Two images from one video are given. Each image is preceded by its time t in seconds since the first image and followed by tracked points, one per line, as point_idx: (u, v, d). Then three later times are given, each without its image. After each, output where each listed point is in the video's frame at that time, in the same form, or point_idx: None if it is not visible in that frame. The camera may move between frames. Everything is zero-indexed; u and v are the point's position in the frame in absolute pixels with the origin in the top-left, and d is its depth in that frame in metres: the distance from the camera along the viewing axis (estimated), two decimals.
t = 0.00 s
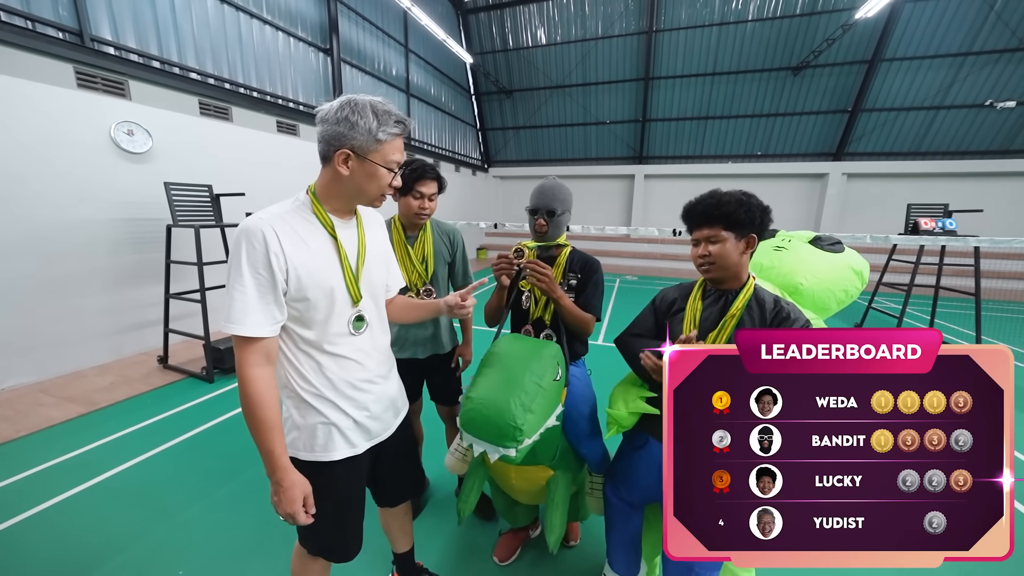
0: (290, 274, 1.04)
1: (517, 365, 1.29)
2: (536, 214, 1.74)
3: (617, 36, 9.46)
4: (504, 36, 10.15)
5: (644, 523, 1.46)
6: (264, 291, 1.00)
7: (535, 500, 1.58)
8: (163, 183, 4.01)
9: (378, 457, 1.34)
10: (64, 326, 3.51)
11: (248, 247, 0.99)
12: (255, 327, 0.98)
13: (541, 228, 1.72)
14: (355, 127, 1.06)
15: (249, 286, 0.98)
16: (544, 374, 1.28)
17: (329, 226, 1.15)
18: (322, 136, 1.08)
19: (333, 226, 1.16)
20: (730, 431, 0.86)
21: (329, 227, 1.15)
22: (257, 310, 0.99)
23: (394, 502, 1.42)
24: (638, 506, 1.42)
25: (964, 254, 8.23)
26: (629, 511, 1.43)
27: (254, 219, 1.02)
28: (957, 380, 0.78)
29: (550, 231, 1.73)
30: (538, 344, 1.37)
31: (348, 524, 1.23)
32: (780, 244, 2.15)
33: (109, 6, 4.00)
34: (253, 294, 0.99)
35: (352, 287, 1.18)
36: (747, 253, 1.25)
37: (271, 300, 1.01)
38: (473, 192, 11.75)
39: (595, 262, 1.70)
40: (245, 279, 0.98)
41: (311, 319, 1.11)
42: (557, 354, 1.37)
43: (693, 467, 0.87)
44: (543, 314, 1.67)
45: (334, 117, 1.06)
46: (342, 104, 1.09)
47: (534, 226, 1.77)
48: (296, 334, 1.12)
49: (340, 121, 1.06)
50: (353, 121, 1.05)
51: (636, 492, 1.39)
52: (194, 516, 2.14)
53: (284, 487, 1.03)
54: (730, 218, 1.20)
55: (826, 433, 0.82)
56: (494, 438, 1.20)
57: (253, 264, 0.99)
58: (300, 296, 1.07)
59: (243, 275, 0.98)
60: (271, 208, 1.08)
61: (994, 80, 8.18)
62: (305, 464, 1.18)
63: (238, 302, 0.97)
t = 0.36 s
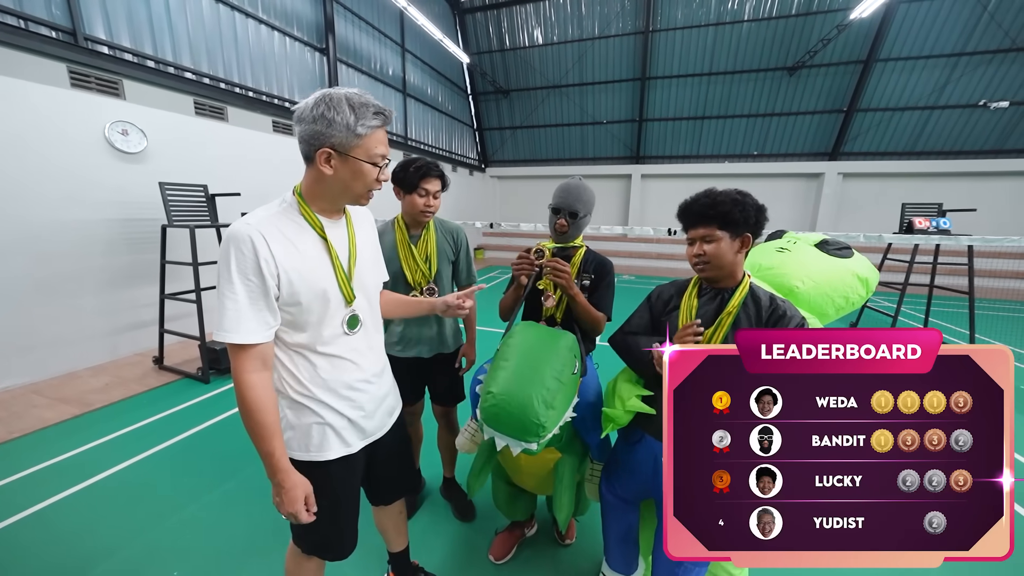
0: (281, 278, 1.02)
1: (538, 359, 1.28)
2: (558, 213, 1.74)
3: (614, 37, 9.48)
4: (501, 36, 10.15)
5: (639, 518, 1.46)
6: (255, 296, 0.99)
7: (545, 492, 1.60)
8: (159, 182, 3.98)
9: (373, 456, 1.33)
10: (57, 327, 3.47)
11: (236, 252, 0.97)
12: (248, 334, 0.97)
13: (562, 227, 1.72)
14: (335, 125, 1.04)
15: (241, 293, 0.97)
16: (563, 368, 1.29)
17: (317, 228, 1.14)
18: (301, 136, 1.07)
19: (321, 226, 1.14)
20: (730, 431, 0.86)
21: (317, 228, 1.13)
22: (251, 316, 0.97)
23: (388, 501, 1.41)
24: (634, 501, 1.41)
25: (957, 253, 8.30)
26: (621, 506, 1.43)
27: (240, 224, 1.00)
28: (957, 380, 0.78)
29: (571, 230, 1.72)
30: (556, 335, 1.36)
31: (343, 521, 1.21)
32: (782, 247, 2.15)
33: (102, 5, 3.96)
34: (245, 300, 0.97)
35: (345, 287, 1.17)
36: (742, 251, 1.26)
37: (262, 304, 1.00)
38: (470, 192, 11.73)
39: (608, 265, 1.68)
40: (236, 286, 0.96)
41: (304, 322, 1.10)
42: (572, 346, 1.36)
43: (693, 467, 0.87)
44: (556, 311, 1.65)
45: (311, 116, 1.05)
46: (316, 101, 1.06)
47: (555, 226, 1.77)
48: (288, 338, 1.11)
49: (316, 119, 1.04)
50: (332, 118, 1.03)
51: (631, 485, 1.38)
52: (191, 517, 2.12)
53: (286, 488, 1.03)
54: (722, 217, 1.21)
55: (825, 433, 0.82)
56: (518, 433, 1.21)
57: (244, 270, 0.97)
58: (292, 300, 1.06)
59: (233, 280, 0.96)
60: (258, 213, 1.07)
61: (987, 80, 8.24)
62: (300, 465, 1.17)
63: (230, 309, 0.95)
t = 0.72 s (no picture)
0: (260, 269, 1.02)
1: (532, 355, 1.28)
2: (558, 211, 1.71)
3: (611, 37, 9.49)
4: (499, 36, 10.14)
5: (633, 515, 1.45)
6: (234, 284, 1.00)
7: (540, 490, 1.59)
8: (155, 182, 3.96)
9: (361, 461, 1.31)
10: (52, 327, 3.44)
11: (221, 240, 0.99)
12: (225, 320, 0.98)
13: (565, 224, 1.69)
14: (299, 111, 1.03)
15: (219, 279, 0.98)
16: (557, 366, 1.29)
17: (307, 220, 1.11)
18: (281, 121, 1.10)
19: (311, 220, 1.11)
20: (730, 431, 0.86)
21: (306, 219, 1.11)
22: (226, 303, 0.98)
23: (380, 507, 1.39)
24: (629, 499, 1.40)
25: (953, 253, 8.35)
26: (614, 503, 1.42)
27: (233, 214, 1.03)
28: (957, 380, 0.78)
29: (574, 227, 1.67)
30: (551, 332, 1.36)
31: (324, 529, 1.21)
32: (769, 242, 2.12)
33: (98, 3, 3.93)
34: (223, 288, 0.98)
35: (328, 285, 1.12)
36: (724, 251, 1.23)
37: (241, 294, 1.01)
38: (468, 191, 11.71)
39: (607, 258, 1.69)
40: (215, 272, 0.98)
41: (287, 316, 1.08)
42: (568, 345, 1.36)
43: (693, 466, 0.87)
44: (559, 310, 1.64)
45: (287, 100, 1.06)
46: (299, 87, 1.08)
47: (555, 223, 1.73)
48: (277, 331, 1.11)
49: (289, 103, 1.04)
50: (295, 103, 1.02)
51: (628, 483, 1.37)
52: (188, 517, 2.11)
53: (240, 484, 1.00)
54: (690, 218, 1.22)
55: (825, 433, 0.82)
56: (509, 430, 1.22)
57: (224, 257, 0.99)
58: (273, 292, 1.04)
59: (214, 266, 0.98)
60: (255, 203, 1.08)
61: (982, 81, 8.29)
62: (282, 462, 1.17)
63: (208, 295, 0.97)
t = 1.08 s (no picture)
0: (258, 271, 1.02)
1: (534, 370, 1.28)
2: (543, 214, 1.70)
3: (611, 37, 9.49)
4: (499, 36, 10.14)
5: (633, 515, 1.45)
6: (232, 285, 1.01)
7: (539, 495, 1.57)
8: (156, 183, 3.96)
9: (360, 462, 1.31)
10: (53, 327, 3.45)
11: (222, 242, 1.01)
12: (224, 321, 1.01)
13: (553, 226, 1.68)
14: (296, 114, 1.03)
15: (219, 280, 1.00)
16: (558, 378, 1.29)
17: (306, 223, 1.11)
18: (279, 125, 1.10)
19: (311, 223, 1.11)
20: (730, 431, 0.86)
21: (305, 222, 1.11)
22: (226, 305, 1.01)
23: (379, 510, 1.39)
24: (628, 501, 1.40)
25: (954, 254, 8.34)
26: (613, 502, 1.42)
27: (234, 218, 1.04)
28: (957, 380, 0.78)
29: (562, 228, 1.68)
30: (549, 344, 1.36)
31: (321, 530, 1.20)
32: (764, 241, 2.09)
33: (100, 4, 3.94)
34: (222, 289, 1.00)
35: (326, 288, 1.11)
36: (716, 252, 1.23)
37: (240, 296, 1.02)
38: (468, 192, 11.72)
39: (597, 256, 1.70)
40: (216, 273, 1.00)
41: (286, 318, 1.08)
42: (567, 354, 1.37)
43: (692, 466, 0.87)
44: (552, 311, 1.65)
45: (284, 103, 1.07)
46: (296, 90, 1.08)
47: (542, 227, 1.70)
48: (277, 331, 1.11)
49: (285, 105, 1.04)
50: (292, 106, 1.02)
51: (627, 485, 1.36)
52: (188, 517, 2.11)
53: (239, 475, 1.03)
54: (685, 216, 1.23)
55: (825, 433, 0.82)
56: (513, 447, 1.22)
57: (224, 258, 1.01)
58: (272, 294, 1.05)
59: (215, 268, 1.00)
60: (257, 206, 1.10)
61: (983, 81, 8.29)
62: (281, 461, 1.18)
63: (208, 296, 1.00)
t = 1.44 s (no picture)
0: (258, 273, 1.02)
1: (515, 397, 1.26)
2: (519, 223, 1.64)
3: (611, 37, 9.48)
4: (499, 36, 10.14)
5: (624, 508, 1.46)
6: (231, 289, 1.01)
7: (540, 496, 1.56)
8: (156, 183, 3.96)
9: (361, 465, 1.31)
10: (55, 327, 3.46)
11: (219, 246, 1.00)
12: (224, 326, 1.00)
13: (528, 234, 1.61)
14: (287, 112, 1.04)
15: (218, 283, 1.00)
16: (541, 400, 1.28)
17: (305, 223, 1.11)
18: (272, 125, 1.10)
19: (308, 222, 1.11)
20: (730, 431, 0.86)
21: (302, 221, 1.11)
22: (225, 308, 1.00)
23: (382, 511, 1.40)
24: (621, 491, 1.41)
25: (955, 254, 8.32)
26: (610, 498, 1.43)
27: (230, 220, 1.03)
28: (957, 380, 0.78)
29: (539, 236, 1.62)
30: (530, 362, 1.35)
31: (322, 534, 1.21)
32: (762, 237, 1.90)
33: (101, 4, 3.94)
34: (221, 292, 1.00)
35: (327, 286, 1.11)
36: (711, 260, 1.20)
37: (239, 299, 1.02)
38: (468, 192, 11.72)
39: (578, 252, 1.69)
40: (213, 276, 0.99)
41: (286, 319, 1.08)
42: (552, 368, 1.37)
43: (692, 466, 0.87)
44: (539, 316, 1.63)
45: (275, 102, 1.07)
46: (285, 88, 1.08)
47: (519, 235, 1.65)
48: (276, 334, 1.12)
49: (275, 104, 1.05)
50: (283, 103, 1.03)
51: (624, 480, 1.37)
52: (189, 517, 2.12)
53: (239, 485, 1.02)
54: (682, 218, 1.21)
55: (826, 433, 0.82)
56: (501, 478, 1.22)
57: (222, 261, 1.00)
58: (272, 296, 1.05)
59: (213, 271, 0.99)
60: (253, 208, 1.09)
61: (985, 81, 8.26)
62: (283, 465, 1.18)
63: (208, 300, 0.99)
